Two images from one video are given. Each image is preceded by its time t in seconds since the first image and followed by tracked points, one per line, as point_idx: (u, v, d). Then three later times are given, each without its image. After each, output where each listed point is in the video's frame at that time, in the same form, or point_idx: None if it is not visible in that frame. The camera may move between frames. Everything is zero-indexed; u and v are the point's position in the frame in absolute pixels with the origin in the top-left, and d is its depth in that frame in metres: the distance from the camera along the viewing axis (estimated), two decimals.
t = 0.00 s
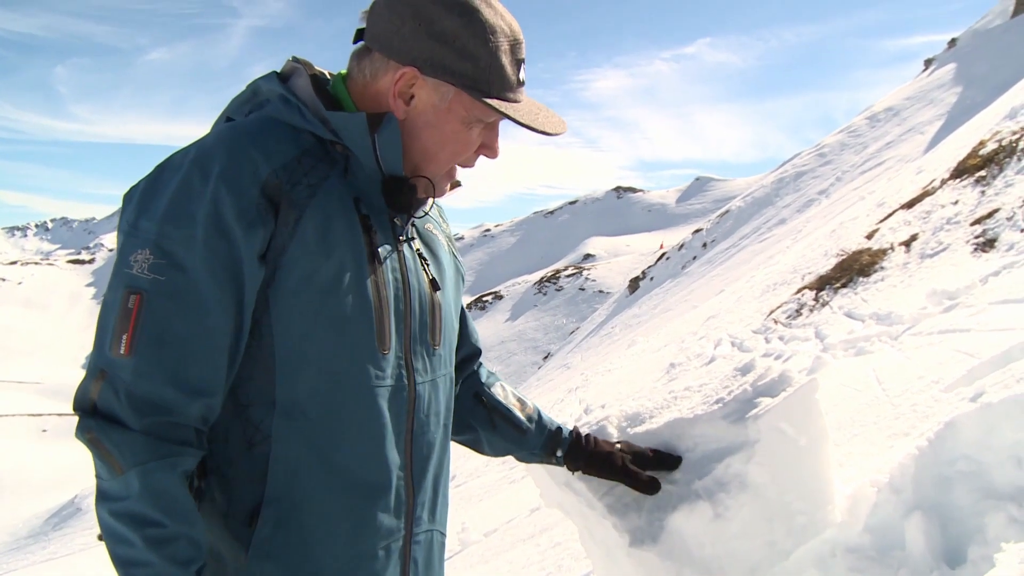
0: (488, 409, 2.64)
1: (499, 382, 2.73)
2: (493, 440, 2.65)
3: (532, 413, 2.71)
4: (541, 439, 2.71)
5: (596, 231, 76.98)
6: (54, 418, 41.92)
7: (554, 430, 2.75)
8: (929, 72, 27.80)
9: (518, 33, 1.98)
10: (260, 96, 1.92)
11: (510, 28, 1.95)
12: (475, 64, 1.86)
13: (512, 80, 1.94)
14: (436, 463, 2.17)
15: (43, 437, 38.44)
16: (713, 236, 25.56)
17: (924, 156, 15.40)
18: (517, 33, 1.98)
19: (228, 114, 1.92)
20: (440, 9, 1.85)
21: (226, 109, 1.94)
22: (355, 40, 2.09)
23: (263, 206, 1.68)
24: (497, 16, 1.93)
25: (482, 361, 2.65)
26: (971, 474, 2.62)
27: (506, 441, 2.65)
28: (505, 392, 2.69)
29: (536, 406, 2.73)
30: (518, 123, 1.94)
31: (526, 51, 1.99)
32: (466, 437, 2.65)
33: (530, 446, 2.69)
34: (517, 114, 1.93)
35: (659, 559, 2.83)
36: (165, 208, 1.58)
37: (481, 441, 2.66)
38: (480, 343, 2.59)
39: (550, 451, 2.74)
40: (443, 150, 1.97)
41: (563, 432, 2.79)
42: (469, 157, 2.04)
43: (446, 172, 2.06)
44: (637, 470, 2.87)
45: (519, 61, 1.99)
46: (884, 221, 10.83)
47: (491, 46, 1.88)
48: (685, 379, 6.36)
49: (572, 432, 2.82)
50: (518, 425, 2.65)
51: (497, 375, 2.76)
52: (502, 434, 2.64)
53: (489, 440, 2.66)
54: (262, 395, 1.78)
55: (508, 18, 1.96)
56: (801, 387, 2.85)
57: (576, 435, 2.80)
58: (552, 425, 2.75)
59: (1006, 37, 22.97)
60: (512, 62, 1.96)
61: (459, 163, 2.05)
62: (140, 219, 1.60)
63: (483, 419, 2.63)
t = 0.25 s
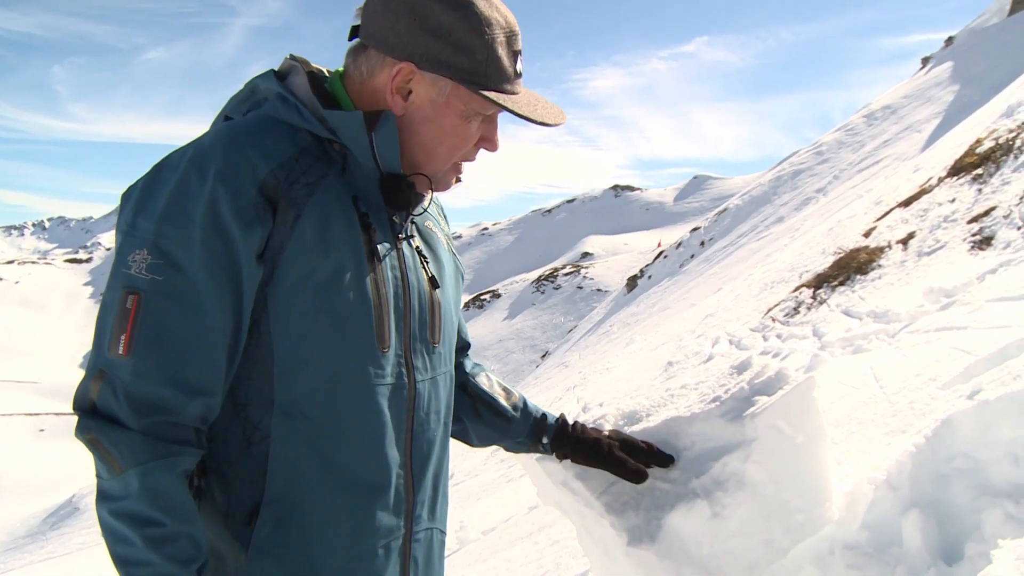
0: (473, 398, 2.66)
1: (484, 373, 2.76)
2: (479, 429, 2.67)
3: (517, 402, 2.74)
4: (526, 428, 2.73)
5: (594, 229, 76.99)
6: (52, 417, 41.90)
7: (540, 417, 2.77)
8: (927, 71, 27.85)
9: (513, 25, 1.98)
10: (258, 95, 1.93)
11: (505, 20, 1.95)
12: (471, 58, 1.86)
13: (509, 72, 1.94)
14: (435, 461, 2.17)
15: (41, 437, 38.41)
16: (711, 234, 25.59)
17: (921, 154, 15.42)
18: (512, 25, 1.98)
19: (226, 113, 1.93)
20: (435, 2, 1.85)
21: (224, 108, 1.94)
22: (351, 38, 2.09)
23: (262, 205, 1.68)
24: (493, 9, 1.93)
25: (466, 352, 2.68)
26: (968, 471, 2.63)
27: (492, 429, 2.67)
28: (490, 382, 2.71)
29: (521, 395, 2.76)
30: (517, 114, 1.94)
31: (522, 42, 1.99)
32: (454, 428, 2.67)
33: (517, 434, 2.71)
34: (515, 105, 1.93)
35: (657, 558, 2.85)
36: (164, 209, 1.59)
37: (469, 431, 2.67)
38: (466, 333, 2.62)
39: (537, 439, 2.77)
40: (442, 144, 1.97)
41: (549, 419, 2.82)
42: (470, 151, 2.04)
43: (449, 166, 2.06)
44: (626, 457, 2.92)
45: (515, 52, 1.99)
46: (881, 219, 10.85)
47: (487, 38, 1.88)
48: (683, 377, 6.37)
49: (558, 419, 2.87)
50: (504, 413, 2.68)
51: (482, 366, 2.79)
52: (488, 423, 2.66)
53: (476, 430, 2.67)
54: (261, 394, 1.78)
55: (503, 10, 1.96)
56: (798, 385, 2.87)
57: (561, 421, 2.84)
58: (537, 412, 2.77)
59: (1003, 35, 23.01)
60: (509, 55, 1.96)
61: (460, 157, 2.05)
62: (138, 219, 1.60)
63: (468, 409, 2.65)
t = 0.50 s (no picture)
0: (467, 410, 2.72)
1: (485, 384, 2.79)
2: (469, 440, 2.75)
3: (511, 419, 2.77)
4: (516, 446, 2.78)
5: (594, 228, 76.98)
6: (53, 416, 41.93)
7: (531, 439, 2.80)
8: (927, 68, 27.82)
9: (517, 22, 1.97)
10: (263, 93, 1.92)
11: (509, 17, 1.94)
12: (476, 55, 1.86)
13: (513, 69, 1.93)
14: (442, 457, 2.17)
15: (41, 435, 38.44)
16: (711, 232, 25.58)
17: (922, 152, 15.41)
18: (516, 23, 1.97)
19: (230, 111, 1.92)
20: None
21: (228, 106, 1.93)
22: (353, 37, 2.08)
23: (270, 202, 1.68)
24: (496, 7, 1.93)
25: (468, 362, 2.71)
26: (969, 469, 2.63)
27: (480, 443, 2.74)
28: (488, 395, 2.75)
29: (515, 412, 2.79)
30: (521, 111, 1.93)
31: (525, 40, 1.99)
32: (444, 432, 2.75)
33: (506, 451, 2.76)
34: (520, 102, 1.93)
35: (658, 555, 2.83)
36: (172, 207, 1.58)
37: (459, 440, 2.75)
38: (470, 343, 2.65)
39: (526, 458, 2.80)
40: (447, 142, 1.96)
41: (541, 439, 2.84)
42: (474, 149, 2.03)
43: (453, 165, 2.04)
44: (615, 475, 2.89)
45: (519, 50, 1.98)
46: (882, 217, 10.84)
47: (491, 35, 1.87)
48: (684, 374, 6.37)
49: (552, 438, 2.88)
50: (495, 427, 2.73)
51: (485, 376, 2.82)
52: (478, 436, 2.73)
53: (466, 439, 2.75)
54: (268, 392, 1.77)
55: (506, 8, 1.95)
56: (798, 383, 2.86)
57: (554, 442, 2.85)
58: (529, 433, 2.80)
59: (1004, 33, 22.98)
60: (512, 52, 1.95)
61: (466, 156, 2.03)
62: (146, 217, 1.59)
63: (461, 418, 2.71)
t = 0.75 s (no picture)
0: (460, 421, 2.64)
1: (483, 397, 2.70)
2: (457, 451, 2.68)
3: (503, 436, 2.69)
4: (504, 464, 2.69)
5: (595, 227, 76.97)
6: (54, 416, 41.98)
7: (520, 459, 2.71)
8: (928, 68, 27.81)
9: (527, 26, 1.98)
10: (272, 91, 1.93)
11: (519, 21, 1.95)
12: (487, 58, 1.87)
13: (522, 73, 1.94)
14: (446, 457, 2.18)
15: (43, 435, 38.47)
16: (713, 232, 25.56)
17: (923, 151, 15.40)
18: (526, 26, 1.98)
19: (239, 109, 1.93)
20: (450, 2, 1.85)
21: (237, 104, 1.94)
22: (364, 38, 2.09)
23: (279, 201, 1.68)
24: (507, 10, 1.94)
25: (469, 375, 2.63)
26: (971, 468, 2.63)
27: (468, 455, 2.67)
28: (483, 410, 2.66)
29: (508, 430, 2.70)
30: (530, 115, 1.94)
31: (535, 43, 1.99)
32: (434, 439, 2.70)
33: (492, 468, 2.68)
34: (529, 107, 1.93)
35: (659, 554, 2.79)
36: (182, 204, 1.59)
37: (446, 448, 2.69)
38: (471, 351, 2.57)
39: (512, 477, 2.71)
40: (455, 145, 1.97)
41: (530, 462, 2.73)
42: (483, 153, 2.03)
43: (463, 169, 2.05)
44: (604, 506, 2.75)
45: (529, 54, 1.99)
46: (883, 216, 10.83)
47: (502, 38, 1.88)
48: (686, 374, 6.36)
49: (542, 461, 2.77)
50: (485, 443, 2.65)
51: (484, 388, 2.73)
52: (466, 449, 2.66)
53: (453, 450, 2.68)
54: (274, 391, 1.78)
55: (517, 12, 1.96)
56: (801, 381, 2.87)
57: (543, 466, 2.74)
58: (519, 453, 2.71)
59: (1005, 32, 22.96)
60: (523, 55, 1.96)
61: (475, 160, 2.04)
62: (155, 214, 1.60)
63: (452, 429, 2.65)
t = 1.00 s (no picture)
0: (464, 417, 2.72)
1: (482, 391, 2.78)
2: (462, 447, 2.74)
3: (507, 426, 2.78)
4: (510, 454, 2.78)
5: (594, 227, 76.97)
6: (54, 416, 41.97)
7: (526, 448, 2.81)
8: (928, 67, 27.79)
9: (530, 30, 1.98)
10: (274, 92, 1.94)
11: (522, 24, 1.95)
12: (489, 61, 1.87)
13: (525, 76, 1.95)
14: (447, 458, 2.18)
15: (43, 436, 38.48)
16: (713, 231, 25.56)
17: (923, 150, 15.40)
18: (529, 30, 1.98)
19: (241, 110, 1.93)
20: (453, 4, 1.85)
21: (239, 104, 1.95)
22: (367, 39, 2.09)
23: (282, 202, 1.69)
24: (510, 13, 1.94)
25: (469, 369, 2.70)
26: (970, 467, 2.64)
27: (475, 450, 2.74)
28: (485, 403, 2.74)
29: (510, 421, 2.80)
30: (532, 118, 1.94)
31: (538, 47, 2.00)
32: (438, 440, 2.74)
33: (498, 460, 2.76)
34: (532, 110, 1.94)
35: (659, 552, 2.84)
36: (184, 205, 1.59)
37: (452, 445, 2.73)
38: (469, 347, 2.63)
39: (520, 467, 2.80)
40: (457, 148, 1.98)
41: (535, 450, 2.84)
42: (485, 156, 2.04)
43: (465, 174, 2.06)
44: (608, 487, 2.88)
45: (531, 57, 1.99)
46: (883, 215, 10.82)
47: (505, 41, 1.88)
48: (686, 373, 6.35)
49: (544, 449, 2.88)
50: (491, 436, 2.74)
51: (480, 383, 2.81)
52: (472, 443, 2.72)
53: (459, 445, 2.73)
54: (276, 392, 1.78)
55: (520, 15, 1.96)
56: (800, 380, 2.87)
57: (547, 452, 2.85)
58: (524, 442, 2.81)
59: (1004, 31, 22.95)
60: (525, 58, 1.96)
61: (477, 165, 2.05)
62: (158, 214, 1.61)
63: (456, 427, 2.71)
